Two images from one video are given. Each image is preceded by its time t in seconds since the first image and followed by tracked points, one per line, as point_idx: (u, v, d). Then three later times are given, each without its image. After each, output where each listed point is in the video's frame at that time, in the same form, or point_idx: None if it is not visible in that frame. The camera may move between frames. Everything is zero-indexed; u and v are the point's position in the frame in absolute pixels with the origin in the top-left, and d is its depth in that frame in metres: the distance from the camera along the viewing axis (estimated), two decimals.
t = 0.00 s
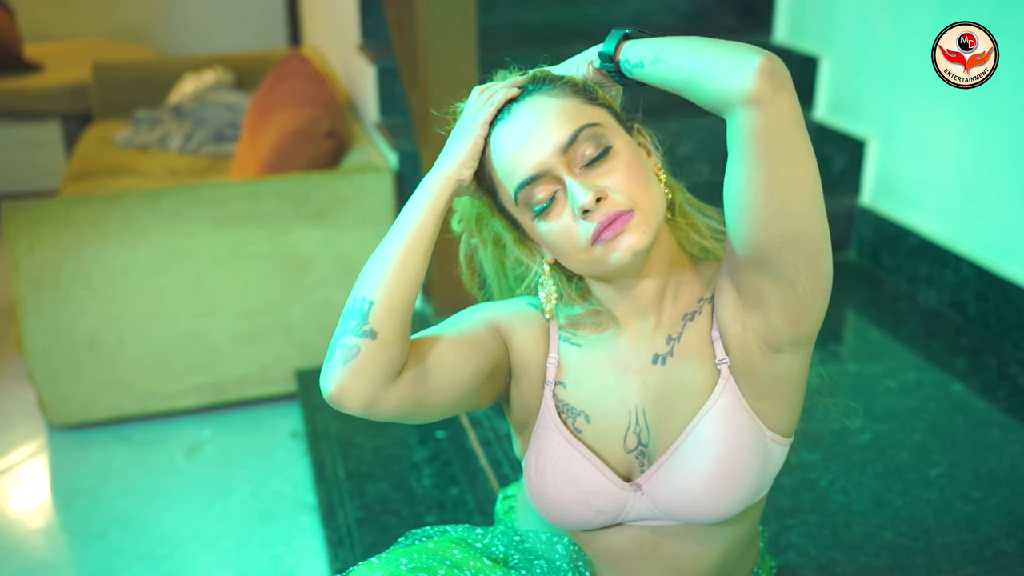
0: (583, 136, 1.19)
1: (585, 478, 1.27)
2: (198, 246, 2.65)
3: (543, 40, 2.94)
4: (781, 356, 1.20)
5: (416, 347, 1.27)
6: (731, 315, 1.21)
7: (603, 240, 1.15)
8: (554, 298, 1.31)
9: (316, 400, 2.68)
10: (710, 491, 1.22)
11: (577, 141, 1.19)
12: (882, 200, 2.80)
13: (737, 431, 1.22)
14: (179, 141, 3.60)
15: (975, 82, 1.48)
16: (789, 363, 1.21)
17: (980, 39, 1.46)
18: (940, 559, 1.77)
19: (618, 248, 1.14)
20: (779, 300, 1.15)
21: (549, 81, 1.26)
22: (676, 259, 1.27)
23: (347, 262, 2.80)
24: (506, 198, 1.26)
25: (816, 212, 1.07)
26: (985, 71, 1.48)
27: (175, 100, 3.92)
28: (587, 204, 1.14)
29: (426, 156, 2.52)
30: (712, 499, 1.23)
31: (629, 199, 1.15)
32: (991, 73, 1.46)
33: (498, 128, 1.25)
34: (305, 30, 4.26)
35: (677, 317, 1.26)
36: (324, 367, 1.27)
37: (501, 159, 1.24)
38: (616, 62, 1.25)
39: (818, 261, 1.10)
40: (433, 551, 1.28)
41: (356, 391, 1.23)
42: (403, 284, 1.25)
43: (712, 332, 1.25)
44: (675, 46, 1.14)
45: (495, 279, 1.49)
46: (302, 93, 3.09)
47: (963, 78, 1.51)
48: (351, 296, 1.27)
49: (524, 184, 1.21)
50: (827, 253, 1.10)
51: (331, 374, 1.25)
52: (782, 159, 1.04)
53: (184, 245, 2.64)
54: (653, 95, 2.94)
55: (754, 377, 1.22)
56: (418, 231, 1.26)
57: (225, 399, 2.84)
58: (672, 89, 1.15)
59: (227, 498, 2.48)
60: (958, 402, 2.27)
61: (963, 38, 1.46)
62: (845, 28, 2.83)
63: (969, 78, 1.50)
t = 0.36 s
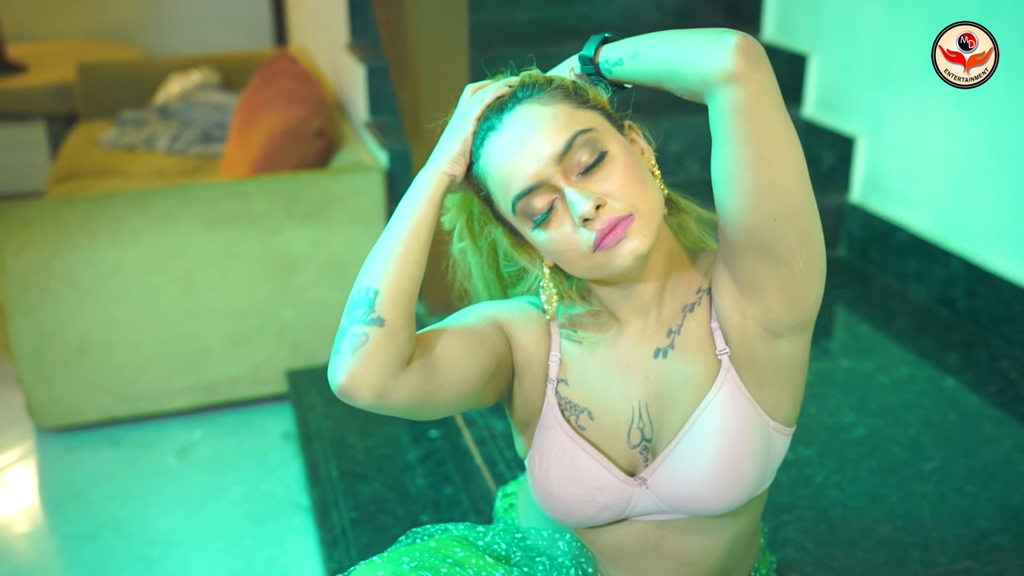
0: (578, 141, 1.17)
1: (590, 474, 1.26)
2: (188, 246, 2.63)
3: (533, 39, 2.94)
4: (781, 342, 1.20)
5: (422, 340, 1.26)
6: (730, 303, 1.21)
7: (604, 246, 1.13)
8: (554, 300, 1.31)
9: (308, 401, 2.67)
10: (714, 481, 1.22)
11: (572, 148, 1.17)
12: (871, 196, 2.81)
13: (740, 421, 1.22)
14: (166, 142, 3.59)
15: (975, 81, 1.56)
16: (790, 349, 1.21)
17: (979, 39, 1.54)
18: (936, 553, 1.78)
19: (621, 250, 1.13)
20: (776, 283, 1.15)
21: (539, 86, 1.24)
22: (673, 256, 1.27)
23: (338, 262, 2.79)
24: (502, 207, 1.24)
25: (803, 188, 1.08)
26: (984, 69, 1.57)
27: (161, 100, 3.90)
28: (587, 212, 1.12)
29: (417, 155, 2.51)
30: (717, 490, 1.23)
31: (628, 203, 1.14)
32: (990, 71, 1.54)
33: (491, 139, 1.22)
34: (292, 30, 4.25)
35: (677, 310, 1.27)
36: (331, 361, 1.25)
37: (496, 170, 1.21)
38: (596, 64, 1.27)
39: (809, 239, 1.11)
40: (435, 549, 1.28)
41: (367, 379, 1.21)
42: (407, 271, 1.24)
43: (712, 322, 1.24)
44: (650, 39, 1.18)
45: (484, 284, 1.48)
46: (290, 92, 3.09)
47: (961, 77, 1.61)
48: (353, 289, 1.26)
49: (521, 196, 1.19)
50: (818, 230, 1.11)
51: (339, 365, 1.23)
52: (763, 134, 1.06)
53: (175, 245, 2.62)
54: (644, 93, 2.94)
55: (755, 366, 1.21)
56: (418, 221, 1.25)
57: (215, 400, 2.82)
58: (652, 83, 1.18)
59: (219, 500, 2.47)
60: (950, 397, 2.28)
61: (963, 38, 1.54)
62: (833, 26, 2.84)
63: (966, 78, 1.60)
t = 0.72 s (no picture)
0: (567, 152, 1.15)
1: (589, 471, 1.26)
2: (174, 248, 2.61)
3: (519, 38, 2.94)
4: (775, 326, 1.20)
5: (426, 340, 1.25)
6: (722, 292, 1.22)
7: (598, 257, 1.13)
8: (547, 303, 1.30)
9: (296, 402, 2.66)
10: (713, 471, 1.22)
11: (562, 159, 1.15)
12: (856, 194, 2.83)
13: (736, 411, 1.22)
14: (149, 143, 3.56)
15: (975, 82, 1.45)
16: (784, 333, 1.21)
17: (980, 39, 1.44)
18: (928, 547, 1.79)
19: (617, 258, 1.13)
20: (768, 270, 1.15)
21: (524, 93, 1.20)
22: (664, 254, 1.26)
23: (325, 262, 2.78)
24: (492, 217, 1.21)
25: (783, 166, 1.09)
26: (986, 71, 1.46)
27: (144, 101, 3.88)
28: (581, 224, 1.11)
29: (405, 155, 2.50)
30: (717, 480, 1.23)
31: (621, 210, 1.13)
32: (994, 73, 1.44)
33: (477, 152, 1.20)
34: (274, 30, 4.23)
35: (670, 302, 1.27)
36: (339, 359, 1.23)
37: (486, 183, 1.19)
38: (561, 61, 1.27)
39: (797, 222, 1.12)
40: (433, 549, 1.27)
41: (378, 373, 1.19)
42: (409, 264, 1.23)
43: (704, 313, 1.25)
44: (617, 34, 1.19)
45: (461, 287, 1.45)
46: (274, 94, 3.08)
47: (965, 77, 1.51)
48: (355, 288, 1.25)
49: (513, 210, 1.17)
50: (802, 212, 1.12)
51: (349, 363, 1.21)
52: (740, 114, 1.08)
53: (160, 248, 2.60)
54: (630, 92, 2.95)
55: (749, 352, 1.22)
56: (417, 219, 1.24)
57: (202, 402, 2.80)
58: (621, 75, 1.19)
59: (208, 502, 2.46)
60: (938, 392, 2.30)
61: (964, 38, 1.45)
62: (818, 25, 2.85)
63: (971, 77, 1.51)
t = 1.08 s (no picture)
0: (562, 168, 1.13)
1: (590, 468, 1.26)
2: (160, 252, 2.60)
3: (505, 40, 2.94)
4: (764, 312, 1.22)
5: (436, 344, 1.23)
6: (709, 286, 1.23)
7: (600, 270, 1.13)
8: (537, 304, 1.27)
9: (285, 406, 2.65)
10: (713, 461, 1.24)
11: (557, 176, 1.12)
12: (841, 194, 2.85)
13: (732, 400, 1.25)
14: (132, 147, 3.54)
15: (976, 82, 1.46)
16: (775, 319, 1.23)
17: (980, 39, 1.42)
18: (920, 543, 1.80)
19: (618, 270, 1.13)
20: (753, 259, 1.16)
21: (510, 109, 1.17)
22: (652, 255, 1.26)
23: (313, 265, 2.77)
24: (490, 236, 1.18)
25: (754, 151, 1.09)
26: (987, 71, 1.46)
27: (126, 105, 3.86)
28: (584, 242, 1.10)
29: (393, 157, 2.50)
30: (716, 469, 1.25)
31: (618, 222, 1.13)
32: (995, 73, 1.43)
33: (467, 167, 1.16)
34: (257, 33, 4.21)
35: (661, 296, 1.27)
36: (354, 365, 1.20)
37: (478, 206, 1.16)
38: (509, 47, 1.23)
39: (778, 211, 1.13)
40: (432, 552, 1.27)
41: (400, 374, 1.16)
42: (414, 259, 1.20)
43: (694, 305, 1.27)
44: (572, 24, 1.16)
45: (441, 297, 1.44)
46: (259, 98, 3.07)
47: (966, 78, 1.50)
48: (357, 293, 1.22)
49: (512, 232, 1.14)
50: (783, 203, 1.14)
51: (367, 367, 1.18)
52: (709, 107, 1.07)
53: (147, 252, 2.59)
54: (614, 92, 2.89)
55: (741, 342, 1.24)
56: (413, 219, 1.21)
57: (189, 407, 2.79)
58: (575, 66, 1.16)
59: (197, 508, 2.44)
60: (925, 390, 2.31)
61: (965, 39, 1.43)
62: (801, 24, 2.86)
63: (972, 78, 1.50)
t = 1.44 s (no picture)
0: (560, 184, 1.13)
1: (594, 463, 1.27)
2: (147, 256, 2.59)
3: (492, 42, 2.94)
4: (753, 302, 1.23)
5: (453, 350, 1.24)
6: (698, 279, 1.24)
7: (605, 278, 1.14)
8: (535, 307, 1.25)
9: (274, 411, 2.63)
10: (716, 450, 1.25)
11: (556, 191, 1.12)
12: (828, 194, 2.86)
13: (729, 389, 1.26)
14: (115, 152, 3.51)
15: (976, 82, 1.47)
16: (763, 308, 1.24)
17: (980, 39, 1.43)
18: (913, 541, 1.81)
19: (621, 276, 1.14)
20: (745, 253, 1.18)
21: (501, 126, 1.16)
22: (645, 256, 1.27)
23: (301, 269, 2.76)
24: (489, 253, 1.18)
25: (732, 148, 1.10)
26: (986, 71, 1.47)
27: (108, 109, 3.83)
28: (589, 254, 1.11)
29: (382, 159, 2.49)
30: (719, 458, 1.26)
31: (619, 230, 1.13)
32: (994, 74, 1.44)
33: (461, 184, 1.17)
34: (240, 36, 4.19)
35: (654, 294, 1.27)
36: (380, 374, 1.21)
37: (479, 228, 1.15)
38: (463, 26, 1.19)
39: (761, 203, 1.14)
40: (437, 556, 1.28)
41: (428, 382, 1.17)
42: (423, 259, 1.19)
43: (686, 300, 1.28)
44: (536, 14, 1.11)
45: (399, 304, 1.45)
46: (243, 102, 3.07)
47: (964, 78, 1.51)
48: (372, 302, 1.21)
49: (514, 252, 1.14)
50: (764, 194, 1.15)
51: (393, 375, 1.18)
52: (679, 107, 1.06)
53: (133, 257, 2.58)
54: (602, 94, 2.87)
55: (734, 333, 1.26)
56: (418, 220, 1.19)
57: (176, 413, 2.77)
58: (540, 58, 1.12)
59: (186, 514, 2.42)
60: (913, 389, 2.33)
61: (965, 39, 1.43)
62: (786, 23, 2.86)
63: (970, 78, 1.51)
